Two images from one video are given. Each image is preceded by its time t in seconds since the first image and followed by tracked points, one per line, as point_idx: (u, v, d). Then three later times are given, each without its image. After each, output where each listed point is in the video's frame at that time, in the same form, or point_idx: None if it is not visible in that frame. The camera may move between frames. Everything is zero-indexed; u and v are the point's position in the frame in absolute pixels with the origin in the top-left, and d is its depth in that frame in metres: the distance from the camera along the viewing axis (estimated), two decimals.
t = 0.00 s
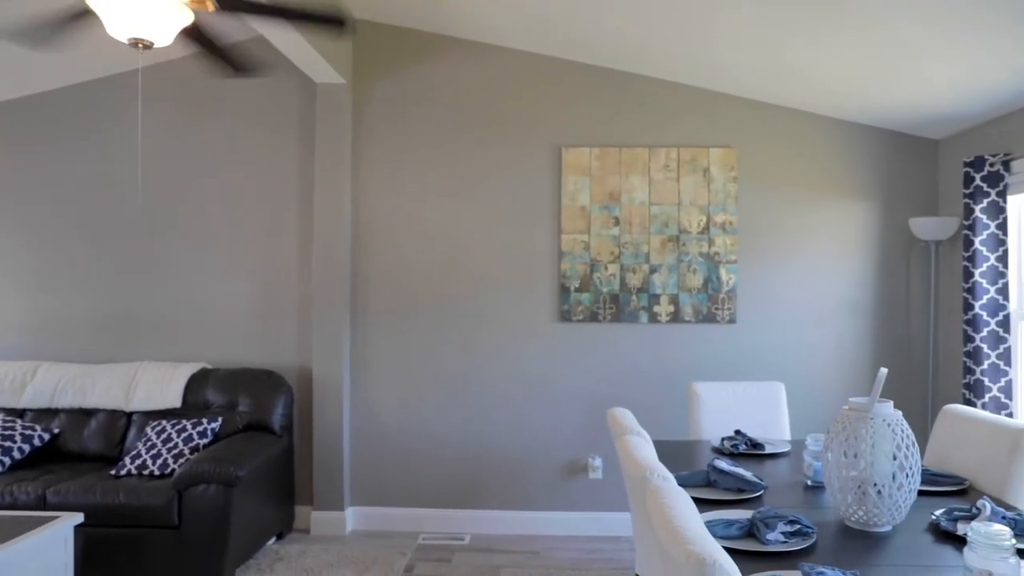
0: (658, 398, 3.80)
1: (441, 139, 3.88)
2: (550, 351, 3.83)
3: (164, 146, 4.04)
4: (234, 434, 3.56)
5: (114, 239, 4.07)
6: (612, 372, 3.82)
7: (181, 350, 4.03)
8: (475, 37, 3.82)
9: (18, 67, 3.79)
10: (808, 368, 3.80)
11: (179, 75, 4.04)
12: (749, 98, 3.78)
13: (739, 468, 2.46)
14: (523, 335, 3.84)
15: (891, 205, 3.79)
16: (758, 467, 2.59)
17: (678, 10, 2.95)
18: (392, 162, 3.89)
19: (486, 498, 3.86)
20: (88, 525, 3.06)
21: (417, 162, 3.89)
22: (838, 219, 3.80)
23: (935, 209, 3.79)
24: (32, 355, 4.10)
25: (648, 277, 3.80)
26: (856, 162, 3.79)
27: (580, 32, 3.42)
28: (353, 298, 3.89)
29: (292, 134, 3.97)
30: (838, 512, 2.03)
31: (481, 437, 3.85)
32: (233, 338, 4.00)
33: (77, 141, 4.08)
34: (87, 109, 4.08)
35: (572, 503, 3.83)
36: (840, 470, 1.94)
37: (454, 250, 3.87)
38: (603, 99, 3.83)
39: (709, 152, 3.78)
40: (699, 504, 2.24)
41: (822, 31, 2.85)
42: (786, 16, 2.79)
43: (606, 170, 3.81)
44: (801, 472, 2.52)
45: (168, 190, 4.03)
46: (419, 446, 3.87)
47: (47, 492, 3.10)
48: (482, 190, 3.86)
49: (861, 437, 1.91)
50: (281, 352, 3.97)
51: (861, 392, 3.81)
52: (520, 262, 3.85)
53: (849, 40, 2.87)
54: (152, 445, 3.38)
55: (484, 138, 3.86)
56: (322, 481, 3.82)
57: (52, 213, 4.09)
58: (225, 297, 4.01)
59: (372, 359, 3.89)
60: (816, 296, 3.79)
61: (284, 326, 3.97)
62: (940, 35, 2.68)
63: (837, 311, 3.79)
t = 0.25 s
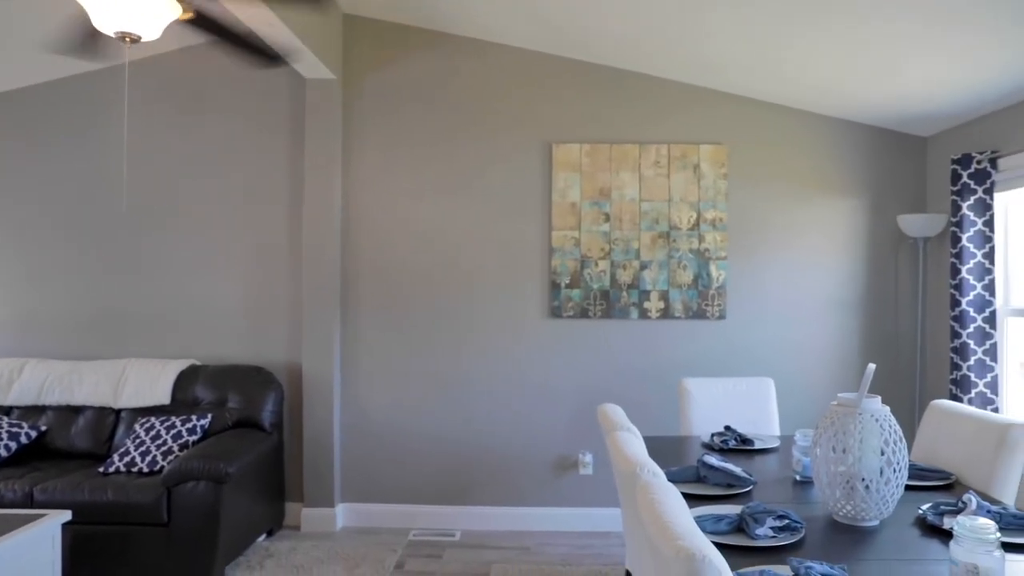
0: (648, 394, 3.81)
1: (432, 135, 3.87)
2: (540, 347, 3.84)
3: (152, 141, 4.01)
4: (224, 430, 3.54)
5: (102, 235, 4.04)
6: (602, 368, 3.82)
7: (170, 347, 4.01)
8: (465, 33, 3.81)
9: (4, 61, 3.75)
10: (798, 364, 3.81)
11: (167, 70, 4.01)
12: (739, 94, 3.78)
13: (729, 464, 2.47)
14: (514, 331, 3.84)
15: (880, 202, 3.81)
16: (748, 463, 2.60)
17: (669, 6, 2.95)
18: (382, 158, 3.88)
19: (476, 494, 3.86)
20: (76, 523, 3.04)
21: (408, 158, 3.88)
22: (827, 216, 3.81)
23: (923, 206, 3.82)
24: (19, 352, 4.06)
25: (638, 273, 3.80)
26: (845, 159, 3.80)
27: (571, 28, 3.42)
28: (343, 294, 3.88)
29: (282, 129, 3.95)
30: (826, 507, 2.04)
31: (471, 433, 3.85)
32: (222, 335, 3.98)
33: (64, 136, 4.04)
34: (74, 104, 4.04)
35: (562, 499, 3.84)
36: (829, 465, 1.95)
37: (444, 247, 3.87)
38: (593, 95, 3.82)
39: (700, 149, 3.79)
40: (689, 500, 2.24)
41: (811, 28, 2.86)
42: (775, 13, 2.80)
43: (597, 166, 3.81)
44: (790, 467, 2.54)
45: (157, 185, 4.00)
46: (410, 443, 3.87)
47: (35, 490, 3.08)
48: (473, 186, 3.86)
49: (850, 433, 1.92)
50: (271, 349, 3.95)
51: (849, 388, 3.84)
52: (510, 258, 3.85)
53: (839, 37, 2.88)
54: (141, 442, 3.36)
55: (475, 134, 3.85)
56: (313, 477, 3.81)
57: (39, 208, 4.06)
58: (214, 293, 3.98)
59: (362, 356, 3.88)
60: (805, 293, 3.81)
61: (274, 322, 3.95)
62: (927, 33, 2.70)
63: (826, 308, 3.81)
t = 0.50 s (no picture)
0: (638, 390, 3.82)
1: (422, 131, 3.86)
2: (531, 343, 3.84)
3: (140, 136, 3.98)
4: (213, 427, 3.52)
5: (89, 230, 4.01)
6: (593, 364, 3.83)
7: (158, 344, 3.98)
8: (456, 29, 3.79)
9: None
10: (786, 360, 3.83)
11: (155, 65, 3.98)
12: (729, 91, 3.79)
13: (718, 460, 2.48)
14: (504, 327, 3.84)
15: (868, 199, 3.83)
16: (737, 458, 2.62)
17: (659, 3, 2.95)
18: (373, 154, 3.87)
19: (466, 490, 3.86)
20: (63, 521, 3.02)
21: (398, 154, 3.86)
22: (816, 212, 3.83)
23: (911, 203, 3.84)
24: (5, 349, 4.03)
25: (628, 269, 3.81)
26: (835, 156, 3.82)
27: (561, 24, 3.41)
28: (333, 291, 3.86)
29: (271, 125, 3.93)
30: (814, 502, 2.06)
31: (462, 430, 3.85)
32: (212, 331, 3.96)
33: (51, 131, 4.01)
34: (60, 99, 4.00)
35: (553, 495, 3.85)
36: (817, 460, 1.96)
37: (435, 243, 3.86)
38: (584, 92, 3.82)
39: (690, 145, 3.80)
40: (679, 495, 2.25)
41: (800, 25, 2.87)
42: (765, 10, 2.81)
43: (587, 162, 3.81)
44: (779, 462, 2.55)
45: (145, 181, 3.98)
46: (400, 439, 3.86)
47: (21, 488, 3.06)
48: (464, 182, 3.85)
49: (838, 428, 1.93)
50: (261, 346, 3.94)
51: (837, 384, 3.86)
52: (501, 255, 3.85)
53: (827, 34, 2.89)
54: (130, 439, 3.34)
55: (466, 130, 3.85)
56: (303, 474, 3.80)
57: (25, 204, 4.02)
58: (203, 289, 3.96)
59: (352, 352, 3.87)
60: (794, 289, 3.83)
61: (264, 319, 3.94)
62: (916, 31, 2.71)
63: (815, 304, 3.83)
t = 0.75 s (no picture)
0: (628, 386, 3.83)
1: (413, 127, 3.85)
2: (521, 340, 3.84)
3: (127, 131, 3.95)
4: (202, 425, 3.51)
5: (76, 226, 3.97)
6: (582, 361, 3.83)
7: (146, 341, 3.96)
8: (446, 25, 3.78)
9: None
10: (775, 356, 3.85)
11: (142, 59, 3.95)
12: (719, 88, 3.80)
13: (708, 456, 2.49)
14: (494, 324, 3.84)
15: (857, 196, 3.85)
16: (727, 454, 2.63)
17: None
18: (362, 150, 3.85)
19: (456, 487, 3.86)
20: (50, 519, 3.00)
21: (388, 150, 3.85)
22: (805, 209, 3.85)
23: (899, 200, 3.86)
24: None
25: (618, 266, 3.82)
26: (823, 154, 3.84)
27: (552, 20, 3.41)
28: (322, 287, 3.85)
29: (260, 120, 3.90)
30: (803, 497, 2.07)
31: (452, 426, 3.85)
32: (201, 328, 3.94)
33: (36, 126, 3.97)
34: (46, 93, 3.97)
35: (542, 491, 3.86)
36: (806, 456, 1.98)
37: (425, 239, 3.85)
38: (575, 88, 3.82)
39: (680, 142, 3.81)
40: (668, 491, 2.26)
41: (789, 22, 2.88)
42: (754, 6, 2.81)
43: (577, 159, 3.81)
44: (768, 458, 2.57)
45: (132, 176, 3.95)
46: (390, 436, 3.86)
47: (7, 486, 3.03)
48: (454, 179, 3.84)
49: (826, 424, 1.94)
50: (250, 342, 3.92)
51: (826, 380, 3.88)
52: (491, 251, 3.84)
53: (816, 31, 2.90)
54: (117, 436, 3.32)
55: (455, 126, 3.84)
56: (292, 471, 3.79)
57: (11, 200, 3.98)
58: (192, 286, 3.94)
59: (342, 349, 3.86)
60: (783, 285, 3.84)
61: (253, 315, 3.92)
62: (906, 29, 2.73)
63: (804, 301, 3.85)
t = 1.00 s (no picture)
0: (618, 382, 3.84)
1: (403, 122, 3.83)
2: (511, 336, 3.84)
3: (115, 126, 3.92)
4: (191, 421, 3.49)
5: (64, 222, 3.94)
6: (573, 357, 3.84)
7: (135, 337, 3.94)
8: (436, 20, 3.77)
9: None
10: (765, 352, 3.87)
11: (130, 53, 3.91)
12: (709, 85, 3.81)
13: (697, 451, 2.50)
14: (485, 320, 3.84)
15: (846, 193, 3.87)
16: (716, 449, 2.64)
17: None
18: (352, 146, 3.84)
19: (447, 483, 3.86)
20: (38, 517, 2.98)
21: (378, 146, 3.84)
22: (794, 206, 3.86)
23: (888, 197, 3.89)
24: None
25: (608, 262, 3.82)
26: (812, 150, 3.86)
27: (542, 16, 3.41)
28: (312, 283, 3.84)
29: (249, 116, 3.88)
30: (791, 491, 2.08)
31: (443, 422, 3.85)
32: (190, 324, 3.92)
33: (23, 120, 3.93)
34: (32, 87, 3.93)
35: (533, 487, 3.86)
36: (794, 451, 1.99)
37: (416, 235, 3.84)
38: (565, 85, 3.82)
39: (670, 138, 3.81)
40: (658, 486, 2.27)
41: (778, 18, 2.88)
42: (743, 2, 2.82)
43: (568, 155, 3.81)
44: (757, 453, 2.58)
45: (120, 172, 3.92)
46: (381, 432, 3.86)
47: None
48: (445, 175, 3.84)
49: (815, 419, 1.95)
50: (240, 338, 3.90)
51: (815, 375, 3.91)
52: (482, 247, 3.84)
53: (806, 28, 2.91)
54: (106, 433, 3.30)
55: (446, 122, 3.83)
56: (282, 468, 3.78)
57: None
58: (181, 282, 3.92)
59: (333, 346, 3.85)
60: (773, 281, 3.86)
61: (243, 311, 3.90)
62: (894, 27, 2.74)
63: (793, 297, 3.87)
